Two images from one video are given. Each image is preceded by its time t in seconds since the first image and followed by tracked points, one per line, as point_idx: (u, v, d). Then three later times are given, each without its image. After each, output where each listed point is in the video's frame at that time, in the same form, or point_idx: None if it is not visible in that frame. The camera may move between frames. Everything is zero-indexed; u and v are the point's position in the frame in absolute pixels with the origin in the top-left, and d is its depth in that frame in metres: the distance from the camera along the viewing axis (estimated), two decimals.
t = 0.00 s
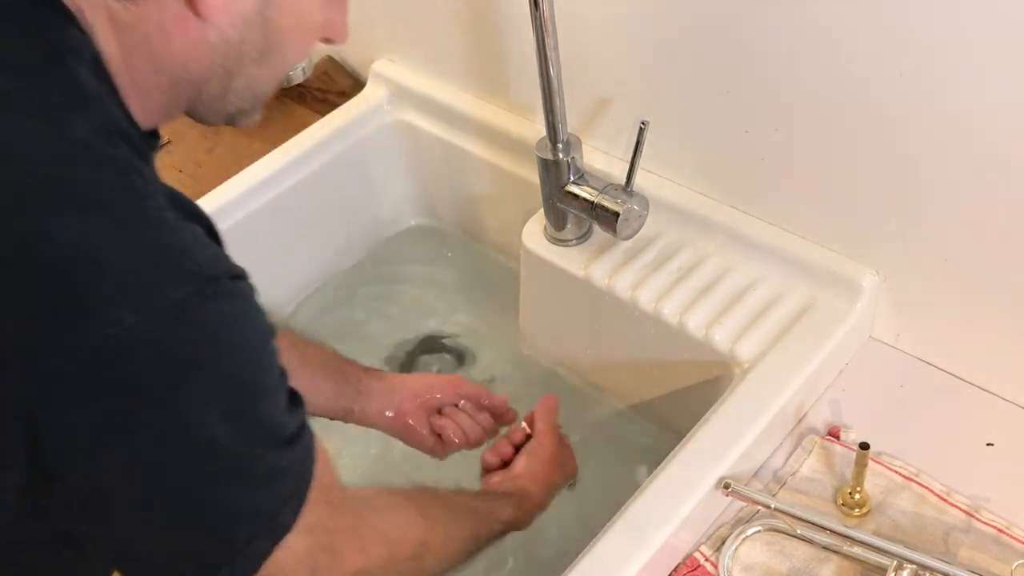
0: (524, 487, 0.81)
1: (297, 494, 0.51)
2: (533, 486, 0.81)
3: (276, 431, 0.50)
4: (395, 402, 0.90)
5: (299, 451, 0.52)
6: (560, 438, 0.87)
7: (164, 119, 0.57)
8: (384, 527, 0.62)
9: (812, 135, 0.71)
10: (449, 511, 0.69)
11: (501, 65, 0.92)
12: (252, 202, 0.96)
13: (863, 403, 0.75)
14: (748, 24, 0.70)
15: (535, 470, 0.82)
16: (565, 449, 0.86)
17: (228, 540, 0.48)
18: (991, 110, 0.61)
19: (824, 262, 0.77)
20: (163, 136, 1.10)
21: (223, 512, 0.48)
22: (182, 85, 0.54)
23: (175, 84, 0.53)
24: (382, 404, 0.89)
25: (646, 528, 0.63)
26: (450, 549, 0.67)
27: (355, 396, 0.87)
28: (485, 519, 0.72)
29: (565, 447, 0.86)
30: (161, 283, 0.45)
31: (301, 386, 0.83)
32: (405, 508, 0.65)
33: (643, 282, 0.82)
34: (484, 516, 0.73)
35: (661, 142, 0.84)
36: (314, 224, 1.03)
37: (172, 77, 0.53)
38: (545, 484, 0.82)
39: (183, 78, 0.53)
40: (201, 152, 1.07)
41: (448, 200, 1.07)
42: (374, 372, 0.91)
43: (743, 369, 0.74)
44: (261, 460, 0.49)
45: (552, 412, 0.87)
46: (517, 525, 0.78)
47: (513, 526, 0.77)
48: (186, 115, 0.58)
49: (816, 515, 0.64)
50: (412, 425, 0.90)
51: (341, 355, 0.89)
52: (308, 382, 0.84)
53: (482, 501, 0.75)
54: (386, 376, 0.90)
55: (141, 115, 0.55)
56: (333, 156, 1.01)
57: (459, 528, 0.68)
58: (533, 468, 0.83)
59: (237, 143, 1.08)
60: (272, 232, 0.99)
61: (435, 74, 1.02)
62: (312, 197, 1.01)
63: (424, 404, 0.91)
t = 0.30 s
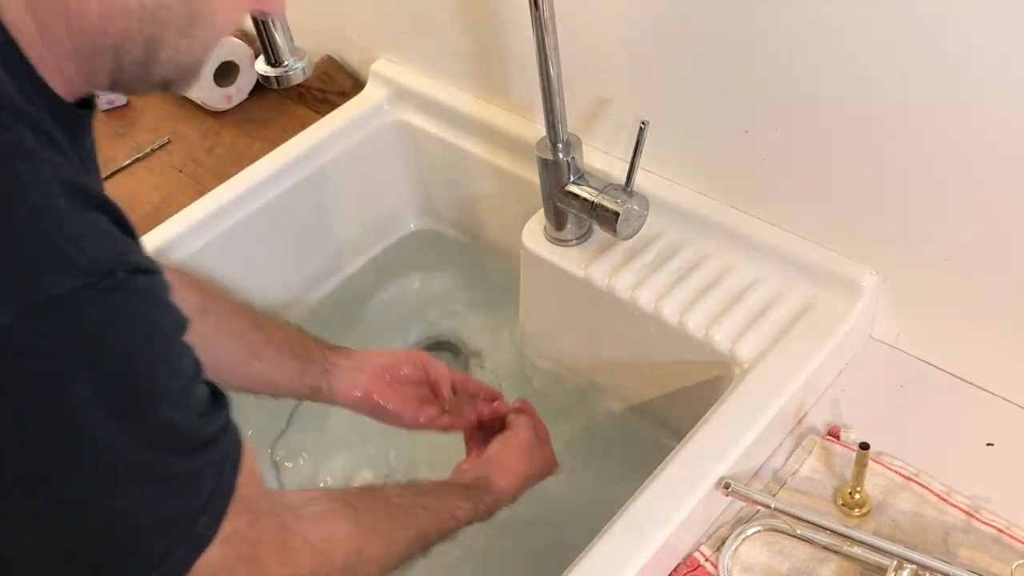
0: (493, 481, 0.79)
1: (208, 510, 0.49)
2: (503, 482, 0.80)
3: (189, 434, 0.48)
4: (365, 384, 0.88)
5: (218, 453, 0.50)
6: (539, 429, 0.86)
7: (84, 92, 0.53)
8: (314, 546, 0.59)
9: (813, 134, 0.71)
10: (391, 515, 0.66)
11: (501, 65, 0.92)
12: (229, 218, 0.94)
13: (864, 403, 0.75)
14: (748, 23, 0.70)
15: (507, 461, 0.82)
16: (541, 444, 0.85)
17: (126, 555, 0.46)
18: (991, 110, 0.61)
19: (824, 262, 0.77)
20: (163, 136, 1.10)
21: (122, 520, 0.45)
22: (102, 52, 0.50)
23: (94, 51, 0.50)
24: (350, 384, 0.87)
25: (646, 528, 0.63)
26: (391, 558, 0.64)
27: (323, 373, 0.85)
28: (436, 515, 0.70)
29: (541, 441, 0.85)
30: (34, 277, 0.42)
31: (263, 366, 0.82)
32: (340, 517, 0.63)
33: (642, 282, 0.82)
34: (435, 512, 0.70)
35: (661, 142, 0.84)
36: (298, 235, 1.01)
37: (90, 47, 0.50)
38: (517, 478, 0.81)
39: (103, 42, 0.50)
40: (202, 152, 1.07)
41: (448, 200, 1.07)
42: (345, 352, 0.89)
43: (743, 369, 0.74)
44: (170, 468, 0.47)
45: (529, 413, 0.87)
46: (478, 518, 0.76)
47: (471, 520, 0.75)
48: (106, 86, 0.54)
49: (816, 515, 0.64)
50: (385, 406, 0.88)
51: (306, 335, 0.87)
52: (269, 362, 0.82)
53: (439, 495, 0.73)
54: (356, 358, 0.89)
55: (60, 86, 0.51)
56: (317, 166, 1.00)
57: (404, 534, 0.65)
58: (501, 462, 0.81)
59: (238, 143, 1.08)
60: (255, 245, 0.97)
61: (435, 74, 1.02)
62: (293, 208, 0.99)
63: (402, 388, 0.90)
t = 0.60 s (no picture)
0: (467, 437, 0.69)
1: (148, 490, 0.46)
2: (483, 436, 0.70)
3: (106, 419, 0.44)
4: (306, 274, 0.91)
5: (139, 443, 0.46)
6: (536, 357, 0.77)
7: None
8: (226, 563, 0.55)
9: (813, 135, 0.71)
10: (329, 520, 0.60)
11: (501, 65, 0.92)
12: (236, 213, 0.95)
13: (864, 403, 0.76)
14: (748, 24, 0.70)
15: (498, 406, 0.72)
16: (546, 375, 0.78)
17: (83, 554, 0.44)
18: (991, 110, 0.61)
19: (824, 263, 0.77)
20: (163, 136, 1.10)
21: (53, 524, 0.42)
22: None
23: None
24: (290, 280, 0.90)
25: (646, 528, 0.63)
26: None
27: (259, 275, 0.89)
28: (385, 506, 0.62)
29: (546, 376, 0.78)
30: None
31: (196, 292, 0.85)
32: (257, 541, 0.57)
33: (642, 282, 0.82)
34: (383, 505, 0.62)
35: (661, 142, 0.84)
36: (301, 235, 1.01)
37: None
38: (506, 424, 0.71)
39: None
40: (202, 152, 1.07)
41: (448, 200, 1.07)
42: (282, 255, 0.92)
43: (743, 369, 0.74)
44: (96, 452, 0.43)
45: (530, 338, 0.79)
46: (453, 487, 0.68)
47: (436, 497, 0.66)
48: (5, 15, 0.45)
49: (816, 515, 0.64)
50: (332, 288, 0.91)
51: (234, 246, 0.90)
52: (192, 282, 0.84)
53: (396, 470, 0.65)
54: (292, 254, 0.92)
55: None
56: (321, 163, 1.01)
57: (344, 541, 0.59)
58: (490, 407, 0.72)
59: (238, 143, 1.08)
60: (258, 241, 0.98)
61: (435, 74, 1.02)
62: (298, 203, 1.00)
63: (352, 272, 0.92)
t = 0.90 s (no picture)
0: (465, 420, 0.68)
1: (104, 468, 0.49)
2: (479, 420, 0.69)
3: (52, 407, 0.47)
4: (316, 240, 0.90)
5: (89, 426, 0.48)
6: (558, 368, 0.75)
7: None
8: (212, 518, 0.56)
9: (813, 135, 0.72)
10: (319, 481, 0.61)
11: (501, 65, 0.92)
12: (272, 189, 0.98)
13: (864, 403, 0.76)
14: (748, 24, 0.70)
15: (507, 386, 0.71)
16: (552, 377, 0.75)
17: (53, 539, 0.46)
18: (991, 110, 0.61)
19: (824, 263, 0.77)
20: (163, 136, 1.10)
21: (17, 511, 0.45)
22: None
23: None
24: (300, 244, 0.89)
25: (647, 527, 0.64)
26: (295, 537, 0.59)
27: (263, 240, 0.88)
28: (375, 475, 0.62)
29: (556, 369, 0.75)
30: None
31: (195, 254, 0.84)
32: (247, 499, 0.58)
33: (642, 282, 0.82)
34: (375, 475, 0.62)
35: (660, 143, 0.84)
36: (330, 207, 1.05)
37: None
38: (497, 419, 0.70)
39: None
40: (202, 152, 1.07)
41: (448, 201, 1.07)
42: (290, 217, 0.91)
43: (743, 369, 0.74)
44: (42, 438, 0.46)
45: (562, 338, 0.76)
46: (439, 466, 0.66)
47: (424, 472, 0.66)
48: None
49: (816, 515, 0.64)
50: (342, 262, 0.91)
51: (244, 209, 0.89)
52: (193, 248, 0.84)
53: (393, 440, 0.65)
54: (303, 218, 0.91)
55: None
56: (350, 143, 1.03)
57: (331, 504, 0.60)
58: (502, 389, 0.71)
59: (238, 143, 1.08)
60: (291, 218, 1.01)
61: (435, 74, 1.02)
62: (330, 180, 1.02)
63: (365, 242, 0.92)
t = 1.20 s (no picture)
0: (447, 403, 0.68)
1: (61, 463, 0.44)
2: (462, 402, 0.68)
3: None
4: (313, 229, 0.85)
5: (42, 416, 0.43)
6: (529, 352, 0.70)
7: None
8: (182, 503, 0.52)
9: (813, 136, 0.72)
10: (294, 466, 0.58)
11: (501, 65, 0.92)
12: (283, 180, 0.98)
13: (864, 403, 0.76)
14: (748, 24, 0.70)
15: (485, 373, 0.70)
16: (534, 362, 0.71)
17: None
18: (990, 109, 0.61)
19: (825, 263, 0.77)
20: (163, 136, 1.10)
21: None
22: None
23: None
24: (294, 235, 0.84)
25: (646, 527, 0.64)
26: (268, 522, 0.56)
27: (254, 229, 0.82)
28: (355, 458, 0.61)
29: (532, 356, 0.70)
30: None
31: (179, 242, 0.79)
32: (217, 485, 0.54)
33: (642, 282, 0.82)
34: (352, 459, 0.60)
35: (660, 143, 0.84)
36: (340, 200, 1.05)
37: None
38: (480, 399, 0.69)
39: None
40: (202, 152, 1.07)
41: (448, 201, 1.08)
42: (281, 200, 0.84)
43: (743, 369, 0.74)
44: None
45: (540, 342, 0.70)
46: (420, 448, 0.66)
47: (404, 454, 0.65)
48: None
49: (817, 515, 0.64)
50: (338, 256, 0.85)
51: (234, 194, 0.83)
52: (177, 236, 0.78)
53: (374, 423, 0.63)
54: (297, 204, 0.84)
55: None
56: (360, 138, 1.03)
57: (308, 488, 0.58)
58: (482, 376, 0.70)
59: (238, 143, 1.08)
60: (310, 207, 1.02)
61: (435, 74, 1.02)
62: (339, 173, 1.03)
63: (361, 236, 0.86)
